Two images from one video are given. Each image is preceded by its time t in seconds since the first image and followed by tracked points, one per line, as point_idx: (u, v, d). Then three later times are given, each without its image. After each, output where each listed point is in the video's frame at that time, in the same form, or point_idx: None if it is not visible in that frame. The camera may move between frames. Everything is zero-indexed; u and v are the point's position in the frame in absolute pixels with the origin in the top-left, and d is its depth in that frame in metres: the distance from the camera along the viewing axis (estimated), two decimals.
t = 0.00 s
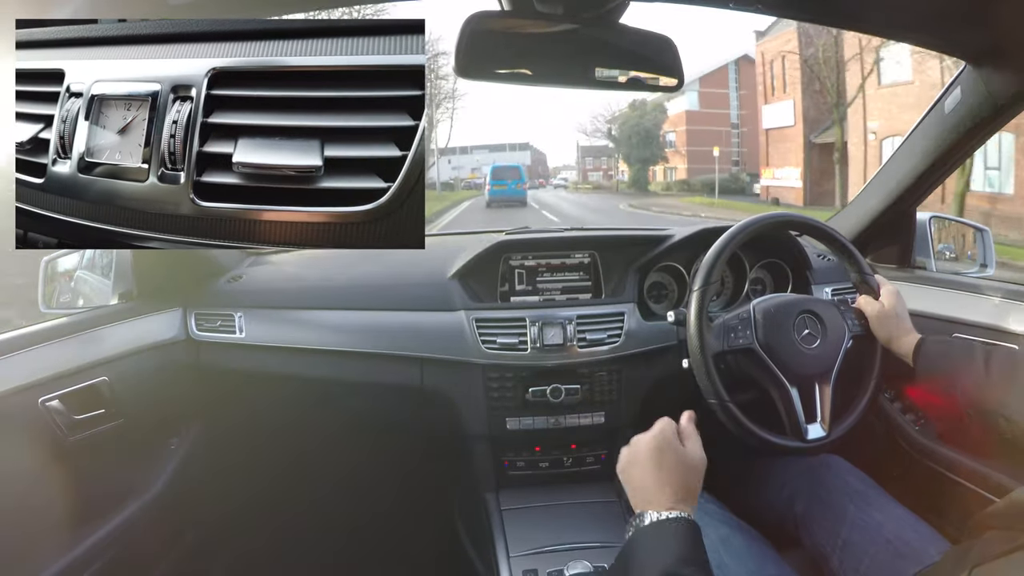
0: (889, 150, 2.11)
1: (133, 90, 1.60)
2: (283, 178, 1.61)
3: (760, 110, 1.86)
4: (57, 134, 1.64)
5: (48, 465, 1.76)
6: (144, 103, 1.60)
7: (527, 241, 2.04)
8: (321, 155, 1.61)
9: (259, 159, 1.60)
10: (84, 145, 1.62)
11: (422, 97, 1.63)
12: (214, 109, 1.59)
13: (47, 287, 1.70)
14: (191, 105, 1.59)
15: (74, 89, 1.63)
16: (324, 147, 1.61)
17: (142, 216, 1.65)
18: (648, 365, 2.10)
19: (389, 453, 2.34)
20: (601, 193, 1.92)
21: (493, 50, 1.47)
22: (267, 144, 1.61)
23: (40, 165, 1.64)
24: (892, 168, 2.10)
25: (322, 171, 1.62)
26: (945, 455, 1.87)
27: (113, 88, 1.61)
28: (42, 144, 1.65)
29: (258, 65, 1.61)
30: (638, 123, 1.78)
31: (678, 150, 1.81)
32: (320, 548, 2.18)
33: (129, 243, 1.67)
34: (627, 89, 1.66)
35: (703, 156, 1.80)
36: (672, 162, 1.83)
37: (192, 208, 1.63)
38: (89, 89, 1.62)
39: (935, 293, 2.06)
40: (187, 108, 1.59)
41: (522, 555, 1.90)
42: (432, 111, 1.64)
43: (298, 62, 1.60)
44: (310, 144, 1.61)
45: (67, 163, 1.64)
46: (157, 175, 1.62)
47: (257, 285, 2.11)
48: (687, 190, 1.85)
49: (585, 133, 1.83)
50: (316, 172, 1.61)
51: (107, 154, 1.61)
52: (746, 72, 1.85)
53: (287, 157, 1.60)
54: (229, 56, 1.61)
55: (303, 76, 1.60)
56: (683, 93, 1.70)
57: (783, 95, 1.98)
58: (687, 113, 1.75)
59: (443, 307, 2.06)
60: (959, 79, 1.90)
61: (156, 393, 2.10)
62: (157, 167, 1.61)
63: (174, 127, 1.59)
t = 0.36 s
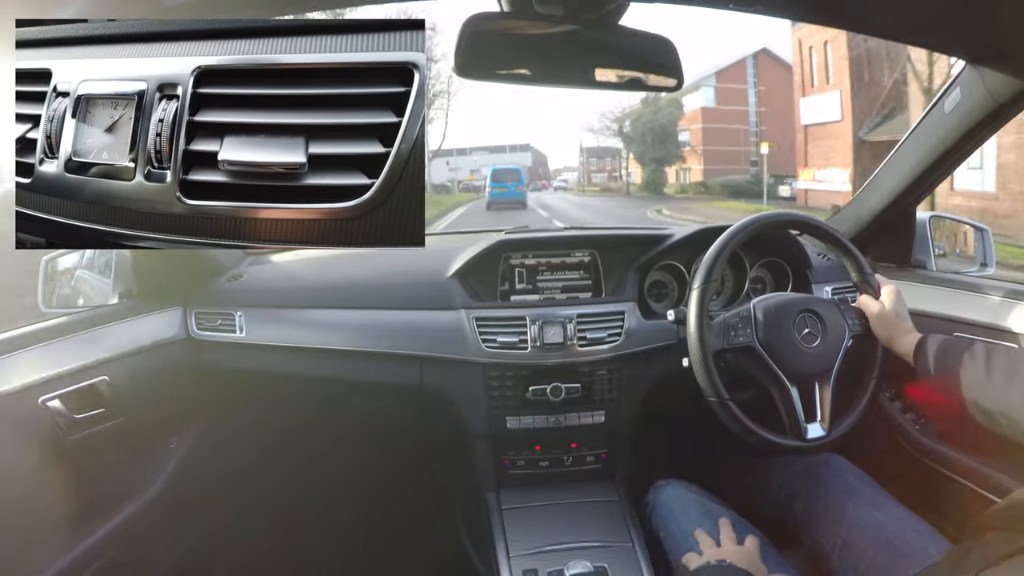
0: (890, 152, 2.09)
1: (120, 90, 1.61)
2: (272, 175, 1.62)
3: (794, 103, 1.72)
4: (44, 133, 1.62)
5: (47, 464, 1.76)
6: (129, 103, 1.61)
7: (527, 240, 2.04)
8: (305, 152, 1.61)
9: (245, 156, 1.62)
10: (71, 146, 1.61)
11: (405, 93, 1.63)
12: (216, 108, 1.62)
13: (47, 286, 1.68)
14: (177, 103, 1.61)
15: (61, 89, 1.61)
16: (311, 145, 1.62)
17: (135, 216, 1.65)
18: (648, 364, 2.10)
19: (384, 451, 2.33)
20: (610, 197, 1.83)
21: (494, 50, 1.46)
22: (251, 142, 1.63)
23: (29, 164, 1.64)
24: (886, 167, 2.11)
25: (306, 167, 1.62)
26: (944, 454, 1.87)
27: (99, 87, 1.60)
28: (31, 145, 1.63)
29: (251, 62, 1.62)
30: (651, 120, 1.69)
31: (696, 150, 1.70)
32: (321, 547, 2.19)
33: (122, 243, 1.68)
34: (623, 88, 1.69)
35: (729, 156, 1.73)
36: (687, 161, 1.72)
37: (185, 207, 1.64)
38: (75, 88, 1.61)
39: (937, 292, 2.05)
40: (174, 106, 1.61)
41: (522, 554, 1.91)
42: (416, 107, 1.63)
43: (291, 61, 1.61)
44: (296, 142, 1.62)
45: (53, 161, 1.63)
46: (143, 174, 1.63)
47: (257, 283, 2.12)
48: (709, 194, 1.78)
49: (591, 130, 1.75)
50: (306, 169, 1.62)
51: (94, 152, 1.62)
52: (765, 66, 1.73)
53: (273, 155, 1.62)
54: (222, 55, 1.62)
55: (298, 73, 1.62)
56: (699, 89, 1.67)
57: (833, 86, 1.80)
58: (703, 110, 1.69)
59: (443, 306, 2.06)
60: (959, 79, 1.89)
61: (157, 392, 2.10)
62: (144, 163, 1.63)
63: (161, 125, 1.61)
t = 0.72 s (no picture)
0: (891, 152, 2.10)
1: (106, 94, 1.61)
2: (261, 177, 1.62)
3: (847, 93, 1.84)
4: (31, 137, 1.62)
5: (48, 464, 1.76)
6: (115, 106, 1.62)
7: (527, 241, 2.05)
8: (289, 154, 1.61)
9: (229, 159, 1.61)
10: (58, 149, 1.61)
11: (388, 97, 1.64)
12: (209, 110, 1.62)
13: (47, 288, 1.64)
14: (163, 106, 1.61)
15: (48, 93, 1.62)
16: (295, 147, 1.62)
17: (127, 221, 1.64)
18: (648, 366, 2.10)
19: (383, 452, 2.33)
20: (620, 198, 1.83)
21: (494, 49, 1.47)
22: (236, 145, 1.62)
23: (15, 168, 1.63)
24: (887, 169, 2.12)
25: (290, 170, 1.62)
26: (944, 455, 1.88)
27: (87, 91, 1.61)
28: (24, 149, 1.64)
29: (241, 66, 1.64)
30: (671, 112, 1.72)
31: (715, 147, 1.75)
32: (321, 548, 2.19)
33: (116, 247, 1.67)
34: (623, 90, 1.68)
35: (750, 153, 1.76)
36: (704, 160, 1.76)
37: (178, 212, 1.64)
38: (62, 92, 1.61)
39: (935, 293, 2.05)
40: (160, 109, 1.61)
41: (522, 555, 1.91)
42: (399, 109, 1.64)
43: (280, 64, 1.63)
44: (280, 143, 1.62)
45: (41, 166, 1.63)
46: (130, 177, 1.63)
47: (255, 285, 2.11)
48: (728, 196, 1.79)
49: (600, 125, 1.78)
50: (302, 171, 1.63)
51: (81, 156, 1.61)
52: (787, 54, 1.80)
53: (259, 158, 1.61)
54: (212, 58, 1.64)
55: (289, 76, 1.63)
56: (716, 80, 1.74)
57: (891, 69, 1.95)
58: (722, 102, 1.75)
59: (442, 307, 2.06)
60: (958, 79, 1.90)
61: (157, 394, 2.10)
62: (130, 166, 1.62)
63: (146, 129, 1.62)
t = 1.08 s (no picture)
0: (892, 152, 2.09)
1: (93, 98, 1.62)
2: (249, 180, 1.61)
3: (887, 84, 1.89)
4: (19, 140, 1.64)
5: (47, 464, 1.76)
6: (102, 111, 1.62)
7: (527, 241, 2.04)
8: (277, 156, 1.60)
9: (217, 161, 1.60)
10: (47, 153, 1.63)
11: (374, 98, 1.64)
12: (202, 113, 1.61)
13: (47, 287, 1.67)
14: (150, 110, 1.61)
15: (35, 97, 1.64)
16: (283, 150, 1.61)
17: (118, 225, 1.65)
18: (648, 366, 2.10)
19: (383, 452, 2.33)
20: (631, 197, 1.80)
21: (494, 49, 1.46)
22: (223, 147, 1.60)
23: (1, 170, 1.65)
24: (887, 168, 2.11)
25: (278, 172, 1.61)
26: (944, 456, 1.87)
27: (75, 96, 1.62)
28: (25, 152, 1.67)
29: (236, 68, 1.62)
30: (695, 102, 1.69)
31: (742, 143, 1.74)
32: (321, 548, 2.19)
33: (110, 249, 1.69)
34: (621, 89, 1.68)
35: (777, 151, 1.80)
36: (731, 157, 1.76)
37: (168, 215, 1.64)
38: (49, 96, 1.63)
39: (935, 295, 2.06)
40: (147, 113, 1.61)
41: (522, 555, 1.91)
42: (385, 110, 1.64)
43: (276, 66, 1.62)
44: (268, 146, 1.60)
45: (28, 169, 1.65)
46: (117, 181, 1.63)
47: (255, 285, 2.12)
48: (754, 195, 1.81)
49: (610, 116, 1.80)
50: (299, 171, 1.62)
51: (68, 160, 1.63)
52: (814, 44, 1.81)
53: (247, 161, 1.60)
54: (206, 60, 1.63)
55: (285, 78, 1.62)
56: (739, 69, 1.74)
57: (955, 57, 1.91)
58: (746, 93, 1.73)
59: (442, 307, 2.06)
60: (959, 79, 1.90)
61: (156, 394, 2.10)
62: (116, 170, 1.62)
63: (133, 133, 1.61)
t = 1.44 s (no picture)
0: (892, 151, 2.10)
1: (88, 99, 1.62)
2: (245, 180, 1.61)
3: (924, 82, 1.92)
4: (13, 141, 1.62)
5: (47, 464, 1.76)
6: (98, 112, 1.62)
7: (529, 240, 2.06)
8: (273, 156, 1.60)
9: (212, 161, 1.60)
10: (43, 153, 1.62)
11: (371, 97, 1.63)
12: (201, 113, 1.61)
13: (47, 287, 1.69)
14: (146, 110, 1.61)
15: (30, 98, 1.63)
16: (279, 149, 1.61)
17: (116, 226, 1.65)
18: (648, 366, 2.10)
19: (383, 452, 2.33)
20: (644, 199, 1.84)
21: (492, 48, 1.46)
22: (220, 147, 1.60)
23: None
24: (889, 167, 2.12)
25: (274, 172, 1.61)
26: (944, 456, 1.87)
27: (69, 96, 1.62)
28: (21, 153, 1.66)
29: (236, 67, 1.62)
30: (723, 91, 1.70)
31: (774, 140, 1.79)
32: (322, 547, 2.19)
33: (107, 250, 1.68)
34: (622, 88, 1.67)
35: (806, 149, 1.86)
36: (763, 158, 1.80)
37: (165, 216, 1.63)
38: (44, 96, 1.62)
39: (935, 294, 2.06)
40: (143, 113, 1.61)
41: (522, 555, 1.91)
42: (380, 110, 1.64)
43: (275, 66, 1.62)
44: (265, 146, 1.60)
45: (24, 170, 1.63)
46: (113, 181, 1.62)
47: (255, 284, 2.12)
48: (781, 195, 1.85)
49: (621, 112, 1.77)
50: (298, 171, 1.62)
51: (65, 160, 1.62)
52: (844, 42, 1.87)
53: (243, 161, 1.60)
54: (206, 60, 1.62)
55: (285, 78, 1.62)
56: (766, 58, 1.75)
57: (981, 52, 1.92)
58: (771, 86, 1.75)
59: (442, 306, 2.06)
60: (961, 78, 1.90)
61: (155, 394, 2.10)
62: (113, 171, 1.62)
63: (130, 133, 1.61)
